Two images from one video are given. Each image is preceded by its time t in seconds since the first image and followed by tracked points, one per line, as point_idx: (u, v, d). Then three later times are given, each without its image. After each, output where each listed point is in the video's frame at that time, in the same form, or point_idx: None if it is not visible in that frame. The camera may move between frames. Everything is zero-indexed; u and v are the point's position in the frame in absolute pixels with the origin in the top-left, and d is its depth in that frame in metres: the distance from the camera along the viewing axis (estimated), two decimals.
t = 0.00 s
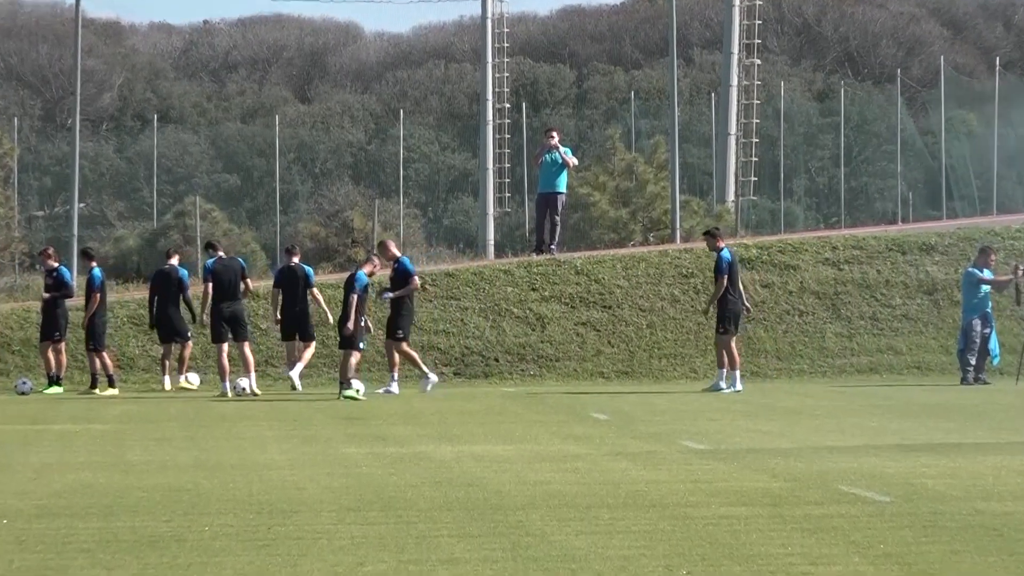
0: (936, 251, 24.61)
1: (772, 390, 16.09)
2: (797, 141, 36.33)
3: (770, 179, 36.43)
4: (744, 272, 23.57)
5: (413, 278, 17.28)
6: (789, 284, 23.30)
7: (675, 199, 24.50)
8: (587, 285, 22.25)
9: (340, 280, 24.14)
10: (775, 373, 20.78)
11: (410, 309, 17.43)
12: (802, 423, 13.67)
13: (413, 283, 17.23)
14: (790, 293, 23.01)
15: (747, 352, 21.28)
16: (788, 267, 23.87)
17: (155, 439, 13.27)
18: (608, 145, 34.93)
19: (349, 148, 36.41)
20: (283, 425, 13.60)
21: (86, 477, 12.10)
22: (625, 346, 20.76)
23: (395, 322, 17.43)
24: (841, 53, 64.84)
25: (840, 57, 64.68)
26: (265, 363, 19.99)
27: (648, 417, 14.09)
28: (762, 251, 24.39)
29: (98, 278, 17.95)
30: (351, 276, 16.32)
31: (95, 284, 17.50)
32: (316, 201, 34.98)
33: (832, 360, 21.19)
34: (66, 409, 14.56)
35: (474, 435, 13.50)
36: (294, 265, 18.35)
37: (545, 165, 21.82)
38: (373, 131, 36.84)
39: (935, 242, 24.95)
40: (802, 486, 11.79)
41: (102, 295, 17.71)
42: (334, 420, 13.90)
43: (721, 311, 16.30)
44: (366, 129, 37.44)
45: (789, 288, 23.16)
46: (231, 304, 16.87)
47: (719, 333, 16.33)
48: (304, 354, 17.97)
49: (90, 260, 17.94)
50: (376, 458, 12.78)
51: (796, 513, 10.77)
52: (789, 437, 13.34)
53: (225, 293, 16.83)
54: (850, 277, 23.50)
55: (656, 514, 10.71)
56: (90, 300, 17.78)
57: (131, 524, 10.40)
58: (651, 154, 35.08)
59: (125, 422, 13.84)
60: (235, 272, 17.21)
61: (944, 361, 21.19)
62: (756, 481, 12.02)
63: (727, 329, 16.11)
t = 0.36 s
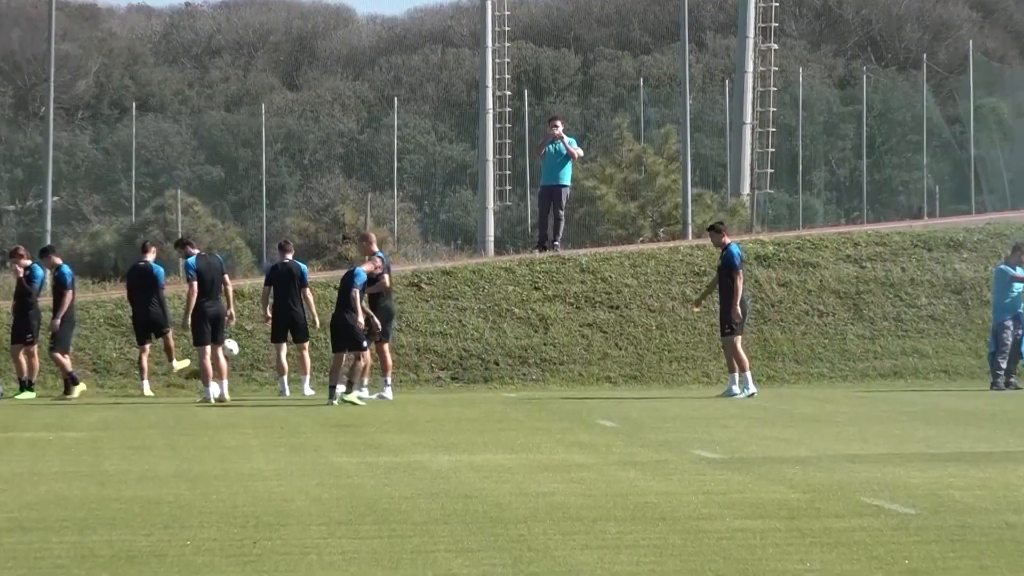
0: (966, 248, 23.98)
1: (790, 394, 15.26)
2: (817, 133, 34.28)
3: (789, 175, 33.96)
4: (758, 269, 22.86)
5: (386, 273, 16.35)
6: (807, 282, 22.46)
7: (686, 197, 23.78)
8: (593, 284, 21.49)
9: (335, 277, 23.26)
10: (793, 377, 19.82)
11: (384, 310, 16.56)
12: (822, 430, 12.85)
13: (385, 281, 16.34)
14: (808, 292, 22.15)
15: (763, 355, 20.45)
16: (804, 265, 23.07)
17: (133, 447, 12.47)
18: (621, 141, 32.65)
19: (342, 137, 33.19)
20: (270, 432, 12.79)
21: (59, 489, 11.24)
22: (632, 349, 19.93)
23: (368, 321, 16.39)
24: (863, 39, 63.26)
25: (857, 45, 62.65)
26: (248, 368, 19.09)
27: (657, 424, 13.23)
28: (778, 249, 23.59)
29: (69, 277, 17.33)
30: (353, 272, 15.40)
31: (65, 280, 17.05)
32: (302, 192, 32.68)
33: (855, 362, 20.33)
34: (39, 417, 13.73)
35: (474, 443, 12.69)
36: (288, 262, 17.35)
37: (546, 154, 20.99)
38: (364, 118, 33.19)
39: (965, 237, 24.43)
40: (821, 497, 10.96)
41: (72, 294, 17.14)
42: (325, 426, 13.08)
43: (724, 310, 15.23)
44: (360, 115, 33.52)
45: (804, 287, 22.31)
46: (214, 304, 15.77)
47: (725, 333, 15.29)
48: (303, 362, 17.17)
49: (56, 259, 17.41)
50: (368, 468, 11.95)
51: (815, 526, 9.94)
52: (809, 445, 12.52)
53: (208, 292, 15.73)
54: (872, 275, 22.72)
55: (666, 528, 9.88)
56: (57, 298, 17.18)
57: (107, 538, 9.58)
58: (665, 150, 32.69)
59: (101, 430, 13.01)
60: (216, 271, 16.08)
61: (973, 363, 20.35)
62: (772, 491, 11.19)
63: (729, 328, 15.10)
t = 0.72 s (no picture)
0: (1000, 244, 22.56)
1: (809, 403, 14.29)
2: (840, 121, 30.10)
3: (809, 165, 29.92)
4: (777, 268, 21.53)
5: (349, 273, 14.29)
6: (829, 282, 21.17)
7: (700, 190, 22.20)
8: (600, 284, 20.08)
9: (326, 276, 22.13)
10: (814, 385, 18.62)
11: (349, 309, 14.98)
12: (845, 441, 11.90)
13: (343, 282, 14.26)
14: (831, 292, 20.92)
15: (781, 361, 19.24)
16: (825, 263, 21.70)
17: (104, 459, 11.53)
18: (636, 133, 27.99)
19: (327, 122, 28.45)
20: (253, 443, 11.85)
21: (26, 504, 10.29)
22: (643, 353, 18.62)
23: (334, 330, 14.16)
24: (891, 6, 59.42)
25: (889, 22, 51.56)
26: (229, 372, 17.95)
27: (667, 434, 12.26)
28: (798, 245, 22.22)
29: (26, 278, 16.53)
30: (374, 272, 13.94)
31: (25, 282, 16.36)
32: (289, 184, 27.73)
33: (882, 370, 19.08)
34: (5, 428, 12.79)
35: (471, 454, 11.73)
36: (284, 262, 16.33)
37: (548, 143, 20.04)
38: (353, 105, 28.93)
39: (1001, 234, 22.97)
40: (845, 512, 10.02)
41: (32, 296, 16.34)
42: (310, 436, 12.12)
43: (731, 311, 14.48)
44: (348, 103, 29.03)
45: (825, 286, 21.04)
46: (189, 305, 14.99)
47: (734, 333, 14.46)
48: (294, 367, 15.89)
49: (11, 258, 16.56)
50: (356, 480, 11.00)
51: (835, 544, 9.00)
52: (832, 458, 11.59)
53: (184, 293, 14.94)
54: (900, 274, 21.42)
55: (680, 547, 8.94)
56: (18, 301, 16.43)
57: (77, 558, 8.63)
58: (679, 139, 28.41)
59: (71, 442, 12.08)
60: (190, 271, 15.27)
61: (1010, 369, 19.14)
62: (792, 507, 10.24)
63: (737, 330, 14.37)
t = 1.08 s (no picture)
0: None
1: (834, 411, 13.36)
2: (867, 108, 28.46)
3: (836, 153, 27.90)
4: (801, 266, 20.04)
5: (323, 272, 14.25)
6: (857, 280, 19.67)
7: (717, 180, 21.20)
8: (610, 283, 18.65)
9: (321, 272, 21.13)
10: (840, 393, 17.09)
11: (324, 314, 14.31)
12: (876, 452, 10.98)
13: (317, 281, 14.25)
14: (860, 292, 19.41)
15: (806, 366, 17.71)
16: (853, 262, 20.18)
17: (75, 471, 10.63)
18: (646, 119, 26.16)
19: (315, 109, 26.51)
20: (237, 452, 10.94)
21: None
22: (656, 358, 17.16)
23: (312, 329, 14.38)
24: None
25: None
26: (208, 378, 16.67)
27: (682, 444, 11.31)
28: (824, 241, 20.73)
29: None
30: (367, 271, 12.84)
31: None
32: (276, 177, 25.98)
33: (914, 376, 17.54)
34: None
35: (470, 467, 10.80)
36: (279, 259, 14.84)
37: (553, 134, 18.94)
38: (345, 93, 26.84)
39: None
40: (874, 529, 9.06)
41: None
42: (297, 447, 11.20)
43: (756, 313, 13.54)
44: (337, 89, 27.23)
45: (852, 286, 19.53)
46: (156, 307, 14.11)
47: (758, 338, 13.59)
48: (282, 371, 14.77)
49: None
50: (344, 494, 10.08)
51: (865, 564, 8.08)
52: (860, 470, 10.66)
53: (148, 296, 13.99)
54: (932, 272, 19.88)
55: (696, 568, 8.01)
56: None
57: None
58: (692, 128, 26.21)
59: (40, 454, 11.19)
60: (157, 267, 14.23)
61: None
62: (816, 524, 9.31)
63: (766, 333, 13.49)
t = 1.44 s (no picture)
0: None
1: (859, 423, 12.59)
2: (898, 94, 24.83)
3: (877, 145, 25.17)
4: (825, 266, 18.84)
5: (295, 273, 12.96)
6: (884, 281, 18.52)
7: (734, 177, 20.36)
8: (617, 283, 17.41)
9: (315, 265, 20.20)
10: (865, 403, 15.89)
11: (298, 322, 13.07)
12: (904, 465, 10.17)
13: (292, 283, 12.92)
14: (887, 293, 18.30)
15: (830, 373, 16.57)
16: (878, 260, 19.05)
17: (37, 488, 9.76)
18: (657, 106, 23.82)
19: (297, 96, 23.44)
20: (216, 467, 10.12)
21: None
22: (666, 365, 15.96)
23: (285, 335, 13.10)
24: None
25: None
26: (182, 388, 15.46)
27: (695, 457, 10.47)
28: (848, 239, 19.57)
29: None
30: (328, 269, 12.11)
31: None
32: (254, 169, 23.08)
33: (946, 384, 16.39)
34: None
35: (467, 482, 9.97)
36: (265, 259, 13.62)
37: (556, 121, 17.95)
38: (328, 77, 23.82)
39: None
40: (904, 549, 8.22)
41: None
42: (279, 460, 10.35)
43: (782, 317, 12.79)
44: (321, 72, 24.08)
45: (878, 287, 18.41)
46: (111, 308, 12.89)
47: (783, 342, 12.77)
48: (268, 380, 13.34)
49: None
50: (329, 512, 9.25)
51: None
52: (887, 486, 9.83)
53: (100, 294, 12.83)
54: (965, 272, 18.75)
55: None
56: None
57: None
58: (707, 119, 24.05)
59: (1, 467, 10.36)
60: (126, 271, 13.09)
61: None
62: (839, 544, 8.45)
63: (791, 339, 12.73)
